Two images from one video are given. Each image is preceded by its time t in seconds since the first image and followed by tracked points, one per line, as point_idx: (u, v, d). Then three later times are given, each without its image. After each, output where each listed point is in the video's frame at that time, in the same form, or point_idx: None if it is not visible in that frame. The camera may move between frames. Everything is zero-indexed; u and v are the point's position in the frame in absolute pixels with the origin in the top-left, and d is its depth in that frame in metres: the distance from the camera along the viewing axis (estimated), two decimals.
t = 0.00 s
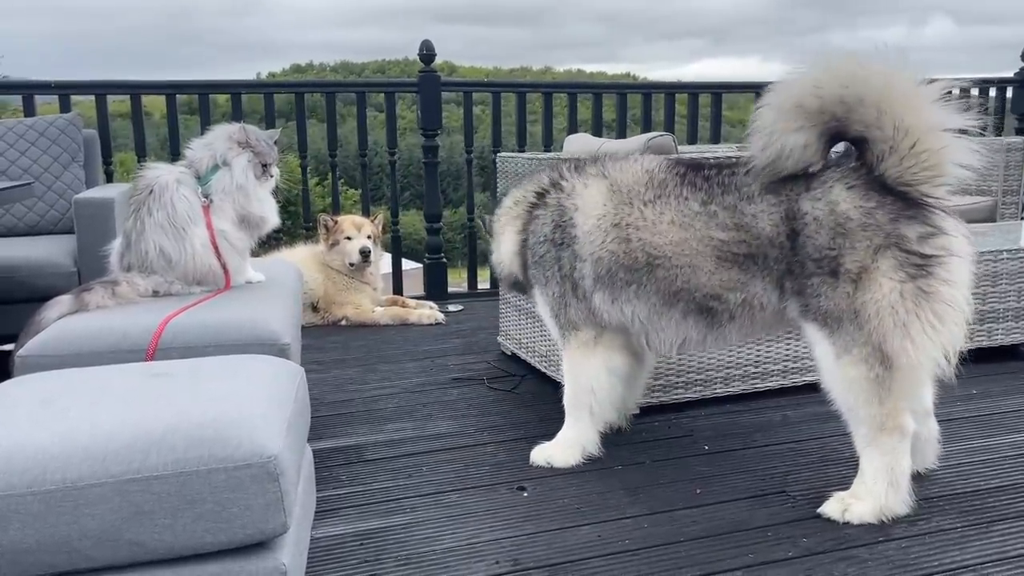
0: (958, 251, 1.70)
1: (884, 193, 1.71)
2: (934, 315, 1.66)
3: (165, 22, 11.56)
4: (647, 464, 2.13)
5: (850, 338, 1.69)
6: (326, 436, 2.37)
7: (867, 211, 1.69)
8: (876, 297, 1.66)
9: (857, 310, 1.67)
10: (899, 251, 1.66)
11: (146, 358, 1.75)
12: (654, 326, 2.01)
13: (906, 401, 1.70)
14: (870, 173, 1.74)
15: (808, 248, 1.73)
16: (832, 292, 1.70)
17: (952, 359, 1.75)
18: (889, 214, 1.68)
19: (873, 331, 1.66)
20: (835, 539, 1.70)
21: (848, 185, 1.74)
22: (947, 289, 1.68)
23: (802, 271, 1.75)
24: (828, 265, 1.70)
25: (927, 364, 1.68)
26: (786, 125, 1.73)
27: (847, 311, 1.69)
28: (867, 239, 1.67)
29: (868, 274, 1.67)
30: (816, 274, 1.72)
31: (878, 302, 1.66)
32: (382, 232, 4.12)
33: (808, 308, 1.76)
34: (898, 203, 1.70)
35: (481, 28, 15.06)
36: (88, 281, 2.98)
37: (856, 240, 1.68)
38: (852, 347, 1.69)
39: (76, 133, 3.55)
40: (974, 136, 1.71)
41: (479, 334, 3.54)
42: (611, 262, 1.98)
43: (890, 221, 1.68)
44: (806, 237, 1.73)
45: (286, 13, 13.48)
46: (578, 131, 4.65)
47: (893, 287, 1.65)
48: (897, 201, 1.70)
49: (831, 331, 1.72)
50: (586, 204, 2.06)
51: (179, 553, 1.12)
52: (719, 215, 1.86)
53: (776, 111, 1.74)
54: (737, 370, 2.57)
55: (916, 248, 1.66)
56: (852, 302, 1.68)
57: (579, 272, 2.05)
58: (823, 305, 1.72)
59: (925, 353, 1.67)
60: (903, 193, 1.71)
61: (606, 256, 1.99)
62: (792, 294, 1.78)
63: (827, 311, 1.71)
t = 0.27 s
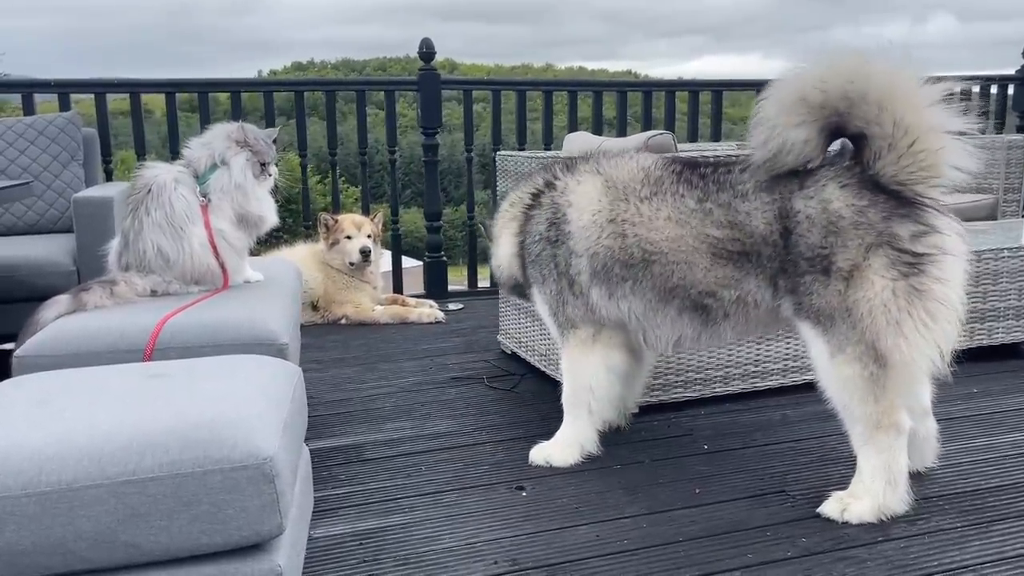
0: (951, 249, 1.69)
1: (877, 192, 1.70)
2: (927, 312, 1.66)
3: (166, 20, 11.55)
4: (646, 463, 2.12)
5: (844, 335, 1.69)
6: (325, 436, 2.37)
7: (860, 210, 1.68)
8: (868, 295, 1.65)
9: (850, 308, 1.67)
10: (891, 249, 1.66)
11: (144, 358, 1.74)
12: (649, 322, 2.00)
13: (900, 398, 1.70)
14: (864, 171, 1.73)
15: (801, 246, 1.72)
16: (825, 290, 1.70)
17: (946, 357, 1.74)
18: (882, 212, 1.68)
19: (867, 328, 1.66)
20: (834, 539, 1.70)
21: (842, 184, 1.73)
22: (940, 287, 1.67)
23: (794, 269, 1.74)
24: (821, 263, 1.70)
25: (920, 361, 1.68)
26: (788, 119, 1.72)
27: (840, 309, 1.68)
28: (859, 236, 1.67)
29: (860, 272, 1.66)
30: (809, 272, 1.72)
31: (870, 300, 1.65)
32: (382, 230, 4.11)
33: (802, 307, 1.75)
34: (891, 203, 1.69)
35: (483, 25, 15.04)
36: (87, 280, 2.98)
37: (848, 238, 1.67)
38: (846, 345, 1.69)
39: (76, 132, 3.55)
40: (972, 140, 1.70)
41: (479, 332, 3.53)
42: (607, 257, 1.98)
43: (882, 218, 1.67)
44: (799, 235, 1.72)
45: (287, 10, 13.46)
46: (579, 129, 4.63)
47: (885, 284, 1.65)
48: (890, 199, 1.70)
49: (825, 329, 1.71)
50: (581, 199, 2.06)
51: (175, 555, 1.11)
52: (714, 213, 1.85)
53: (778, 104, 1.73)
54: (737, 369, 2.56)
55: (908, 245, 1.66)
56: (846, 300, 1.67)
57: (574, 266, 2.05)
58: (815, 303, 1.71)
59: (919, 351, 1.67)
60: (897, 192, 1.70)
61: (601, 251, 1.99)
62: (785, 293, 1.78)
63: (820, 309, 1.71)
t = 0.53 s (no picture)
0: (955, 246, 1.69)
1: (879, 189, 1.70)
2: (931, 309, 1.65)
3: (168, 18, 11.55)
4: (648, 461, 2.12)
5: (847, 332, 1.68)
6: (327, 433, 2.37)
7: (862, 207, 1.68)
8: (870, 292, 1.65)
9: (853, 305, 1.66)
10: (894, 245, 1.65)
11: (145, 355, 1.74)
12: (650, 319, 2.00)
13: (903, 395, 1.69)
14: (866, 168, 1.73)
15: (802, 244, 1.72)
16: (827, 287, 1.69)
17: (949, 353, 1.74)
18: (884, 209, 1.68)
19: (870, 325, 1.65)
20: (836, 536, 1.70)
21: (844, 181, 1.73)
22: (943, 284, 1.66)
23: (797, 266, 1.73)
24: (823, 260, 1.69)
25: (924, 358, 1.67)
26: (787, 119, 1.74)
27: (843, 306, 1.67)
28: (862, 233, 1.66)
29: (863, 268, 1.66)
30: (811, 269, 1.71)
31: (873, 298, 1.65)
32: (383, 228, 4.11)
33: (805, 303, 1.74)
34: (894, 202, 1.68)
35: (485, 22, 15.02)
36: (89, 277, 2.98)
37: (850, 236, 1.67)
38: (849, 342, 1.68)
39: (77, 129, 3.55)
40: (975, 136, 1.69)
41: (481, 330, 3.53)
42: (609, 254, 1.98)
43: (885, 216, 1.67)
44: (801, 233, 1.72)
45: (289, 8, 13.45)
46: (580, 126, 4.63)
47: (889, 281, 1.64)
48: (892, 196, 1.69)
49: (827, 326, 1.71)
50: (583, 196, 2.06)
51: (176, 552, 1.11)
52: (716, 211, 1.85)
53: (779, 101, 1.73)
54: (738, 366, 2.56)
55: (911, 242, 1.65)
56: (849, 297, 1.67)
57: (575, 262, 2.04)
58: (818, 300, 1.71)
59: (923, 347, 1.66)
60: (899, 189, 1.70)
61: (603, 247, 1.99)
62: (788, 290, 1.77)
63: (823, 306, 1.70)
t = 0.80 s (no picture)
0: (960, 244, 1.68)
1: (884, 186, 1.70)
2: (936, 307, 1.65)
3: (172, 16, 11.56)
4: (650, 458, 2.12)
5: (851, 329, 1.67)
6: (330, 430, 2.37)
7: (867, 205, 1.68)
8: (874, 290, 1.64)
9: (858, 302, 1.66)
10: (898, 243, 1.64)
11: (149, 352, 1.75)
12: (658, 317, 2.01)
13: (908, 393, 1.69)
14: (873, 165, 1.73)
15: (807, 241, 1.71)
16: (831, 285, 1.69)
17: (954, 351, 1.74)
18: (888, 207, 1.67)
19: (873, 323, 1.65)
20: (839, 533, 1.69)
21: (850, 179, 1.72)
22: (948, 281, 1.66)
23: (801, 264, 1.73)
24: (827, 257, 1.69)
25: (929, 356, 1.67)
26: (794, 124, 1.73)
27: (848, 303, 1.67)
28: (866, 231, 1.66)
29: (867, 266, 1.65)
30: (815, 266, 1.71)
31: (877, 295, 1.64)
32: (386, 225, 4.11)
33: (809, 301, 1.74)
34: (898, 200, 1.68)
35: (488, 19, 15.02)
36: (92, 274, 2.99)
37: (854, 233, 1.66)
38: (853, 340, 1.68)
39: (80, 127, 3.56)
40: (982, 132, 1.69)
41: (484, 327, 3.53)
42: (616, 252, 1.98)
43: (889, 213, 1.66)
44: (806, 231, 1.72)
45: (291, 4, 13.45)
46: (583, 123, 4.62)
47: (893, 279, 1.64)
48: (897, 193, 1.68)
49: (833, 324, 1.70)
50: (590, 194, 2.05)
51: (179, 548, 1.12)
52: (722, 208, 1.84)
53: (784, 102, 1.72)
54: (741, 364, 2.56)
55: (916, 240, 1.65)
56: (855, 294, 1.66)
57: (583, 260, 2.04)
58: (822, 297, 1.71)
59: (927, 345, 1.66)
60: (904, 185, 1.70)
61: (610, 245, 1.99)
62: (793, 288, 1.76)
63: (827, 303, 1.70)
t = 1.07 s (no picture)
0: (962, 243, 1.68)
1: (887, 185, 1.69)
2: (938, 305, 1.65)
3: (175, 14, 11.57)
4: (652, 457, 2.11)
5: (853, 328, 1.67)
6: (331, 429, 2.37)
7: (869, 203, 1.67)
8: (876, 288, 1.64)
9: (860, 300, 1.65)
10: (900, 241, 1.64)
11: (150, 351, 1.75)
12: (662, 315, 2.00)
13: (911, 392, 1.68)
14: (876, 165, 1.73)
15: (809, 239, 1.71)
16: (832, 283, 1.69)
17: (957, 350, 1.73)
18: (891, 205, 1.66)
19: (875, 321, 1.65)
20: (841, 533, 1.69)
21: (854, 178, 1.72)
22: (951, 280, 1.66)
23: (804, 262, 1.72)
24: (830, 256, 1.68)
25: (931, 355, 1.66)
26: (797, 119, 1.73)
27: (850, 301, 1.67)
28: (868, 230, 1.65)
29: (869, 264, 1.65)
30: (818, 265, 1.70)
31: (879, 294, 1.64)
32: (388, 223, 4.11)
33: (812, 299, 1.73)
34: (901, 198, 1.67)
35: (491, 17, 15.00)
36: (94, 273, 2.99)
37: (857, 232, 1.66)
38: (855, 339, 1.68)
39: (82, 125, 3.56)
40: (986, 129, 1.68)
41: (486, 326, 3.53)
42: (621, 250, 1.97)
43: (891, 212, 1.66)
44: (810, 229, 1.71)
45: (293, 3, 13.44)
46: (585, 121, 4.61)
47: (895, 278, 1.63)
48: (900, 192, 1.68)
49: (835, 323, 1.70)
50: (595, 193, 2.05)
51: (180, 548, 1.12)
52: (727, 206, 1.84)
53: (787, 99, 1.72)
54: (743, 363, 2.55)
55: (919, 239, 1.64)
56: (858, 292, 1.66)
57: (589, 259, 2.04)
58: (824, 294, 1.70)
59: (930, 344, 1.65)
60: (907, 184, 1.69)
61: (616, 244, 1.98)
62: (795, 286, 1.76)
63: (829, 302, 1.70)
